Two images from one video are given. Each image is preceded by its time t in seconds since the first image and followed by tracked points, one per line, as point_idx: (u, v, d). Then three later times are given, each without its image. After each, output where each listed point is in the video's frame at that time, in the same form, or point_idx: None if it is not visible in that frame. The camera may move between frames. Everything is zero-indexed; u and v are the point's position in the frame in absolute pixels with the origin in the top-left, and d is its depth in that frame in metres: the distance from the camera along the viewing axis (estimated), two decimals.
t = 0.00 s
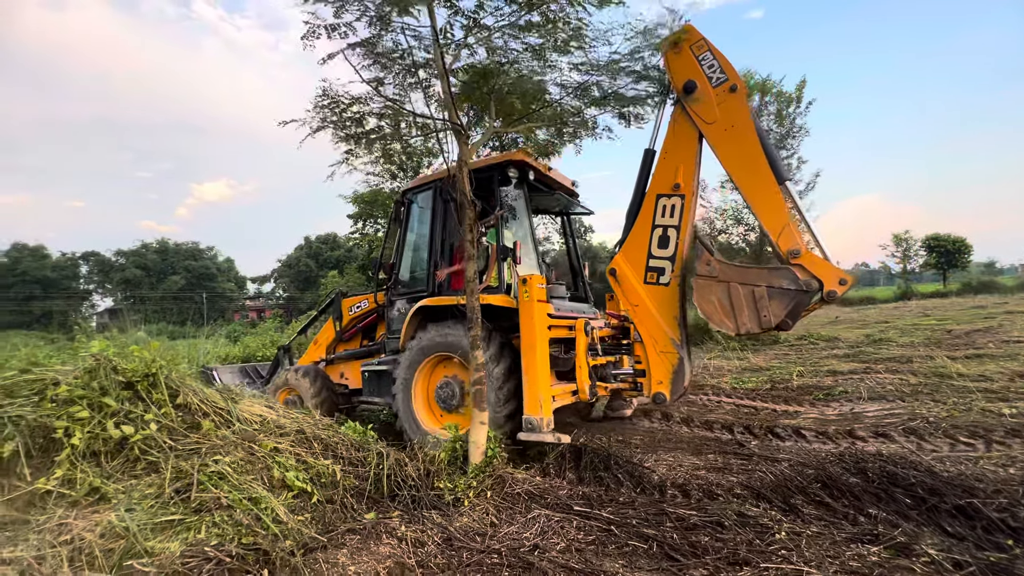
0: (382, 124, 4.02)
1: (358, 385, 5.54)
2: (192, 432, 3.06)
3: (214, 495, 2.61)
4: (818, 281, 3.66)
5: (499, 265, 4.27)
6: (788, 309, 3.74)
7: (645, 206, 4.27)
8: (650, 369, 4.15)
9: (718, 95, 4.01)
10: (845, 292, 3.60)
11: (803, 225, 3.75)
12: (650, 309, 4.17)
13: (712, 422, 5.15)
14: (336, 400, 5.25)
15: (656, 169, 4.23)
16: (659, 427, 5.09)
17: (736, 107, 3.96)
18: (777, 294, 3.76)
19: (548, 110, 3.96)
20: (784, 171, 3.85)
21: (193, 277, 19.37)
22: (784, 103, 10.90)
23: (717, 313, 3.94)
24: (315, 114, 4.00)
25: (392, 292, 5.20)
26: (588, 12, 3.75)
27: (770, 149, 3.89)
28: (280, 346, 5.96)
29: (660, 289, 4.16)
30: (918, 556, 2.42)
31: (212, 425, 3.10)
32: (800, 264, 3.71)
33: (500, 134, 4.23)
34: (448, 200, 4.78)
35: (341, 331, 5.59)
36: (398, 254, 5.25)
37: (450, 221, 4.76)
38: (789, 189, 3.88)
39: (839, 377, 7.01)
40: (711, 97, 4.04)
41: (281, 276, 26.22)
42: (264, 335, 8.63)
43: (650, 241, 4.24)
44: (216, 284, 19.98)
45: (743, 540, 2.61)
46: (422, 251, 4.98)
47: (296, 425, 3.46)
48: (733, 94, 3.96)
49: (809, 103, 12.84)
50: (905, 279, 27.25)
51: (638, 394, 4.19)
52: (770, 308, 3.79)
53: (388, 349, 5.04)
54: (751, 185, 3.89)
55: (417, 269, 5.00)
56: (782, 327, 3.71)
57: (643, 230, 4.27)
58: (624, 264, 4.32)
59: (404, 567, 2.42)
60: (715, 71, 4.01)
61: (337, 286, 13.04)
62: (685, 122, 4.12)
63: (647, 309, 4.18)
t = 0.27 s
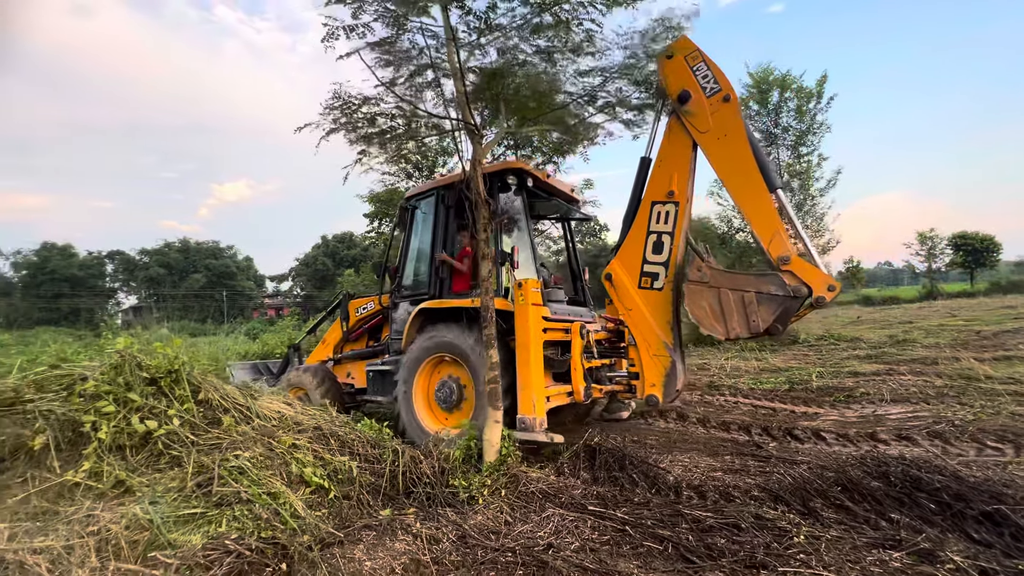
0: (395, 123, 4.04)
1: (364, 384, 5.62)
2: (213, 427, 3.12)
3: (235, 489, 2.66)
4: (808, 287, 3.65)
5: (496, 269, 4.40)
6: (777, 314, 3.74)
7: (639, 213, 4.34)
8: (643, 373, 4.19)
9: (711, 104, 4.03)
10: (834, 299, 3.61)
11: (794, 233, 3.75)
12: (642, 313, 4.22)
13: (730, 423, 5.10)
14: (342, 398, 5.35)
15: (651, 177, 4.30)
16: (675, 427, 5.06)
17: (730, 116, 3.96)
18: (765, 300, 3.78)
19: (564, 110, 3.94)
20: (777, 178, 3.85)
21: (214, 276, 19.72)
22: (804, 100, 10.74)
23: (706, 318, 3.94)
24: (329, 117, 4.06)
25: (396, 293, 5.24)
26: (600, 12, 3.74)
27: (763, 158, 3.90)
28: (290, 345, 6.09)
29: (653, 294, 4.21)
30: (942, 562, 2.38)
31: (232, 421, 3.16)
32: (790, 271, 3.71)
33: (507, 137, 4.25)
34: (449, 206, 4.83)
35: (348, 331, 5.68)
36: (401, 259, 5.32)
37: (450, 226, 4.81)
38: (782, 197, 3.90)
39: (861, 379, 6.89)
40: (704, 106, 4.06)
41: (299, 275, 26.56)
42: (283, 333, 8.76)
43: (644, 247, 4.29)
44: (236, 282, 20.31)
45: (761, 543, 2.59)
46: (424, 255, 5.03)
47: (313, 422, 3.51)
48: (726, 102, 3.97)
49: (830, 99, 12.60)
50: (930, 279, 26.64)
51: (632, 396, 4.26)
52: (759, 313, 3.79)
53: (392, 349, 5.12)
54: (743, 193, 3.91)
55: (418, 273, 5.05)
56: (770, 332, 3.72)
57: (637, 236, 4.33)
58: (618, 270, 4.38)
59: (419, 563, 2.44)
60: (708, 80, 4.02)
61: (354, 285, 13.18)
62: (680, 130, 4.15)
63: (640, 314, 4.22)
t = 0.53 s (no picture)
0: (416, 124, 4.09)
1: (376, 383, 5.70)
2: (243, 421, 3.19)
3: (264, 482, 2.73)
4: (806, 292, 3.69)
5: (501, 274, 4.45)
6: (774, 318, 3.79)
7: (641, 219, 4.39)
8: (644, 375, 4.31)
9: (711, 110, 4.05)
10: (832, 303, 3.67)
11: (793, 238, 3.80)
12: (644, 317, 4.31)
13: (754, 425, 5.03)
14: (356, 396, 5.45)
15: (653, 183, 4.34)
16: (698, 428, 5.01)
17: (730, 122, 3.99)
18: (762, 305, 3.83)
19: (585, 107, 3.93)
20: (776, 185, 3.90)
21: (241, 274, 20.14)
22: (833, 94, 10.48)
23: (705, 322, 4.03)
24: (352, 121, 4.13)
25: (408, 296, 5.31)
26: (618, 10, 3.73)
27: (763, 164, 3.94)
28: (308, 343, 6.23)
29: (654, 298, 4.27)
30: (979, 571, 2.32)
31: (261, 416, 3.23)
32: (788, 277, 3.76)
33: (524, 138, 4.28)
34: (457, 211, 4.88)
35: (361, 331, 5.76)
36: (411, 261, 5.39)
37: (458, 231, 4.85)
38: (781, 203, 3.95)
39: (893, 381, 6.71)
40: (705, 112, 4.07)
41: (323, 273, 26.97)
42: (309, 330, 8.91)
43: (645, 251, 4.35)
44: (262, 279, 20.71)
45: (787, 547, 2.55)
46: (432, 259, 5.09)
47: (339, 418, 3.57)
48: (727, 109, 3.98)
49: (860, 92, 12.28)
50: (965, 278, 25.81)
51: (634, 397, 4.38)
52: (756, 318, 3.85)
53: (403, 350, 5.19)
54: (743, 198, 3.94)
55: (427, 276, 5.11)
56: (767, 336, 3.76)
57: (639, 241, 4.39)
58: (621, 274, 4.45)
59: (442, 559, 2.48)
60: (709, 87, 4.03)
61: (378, 283, 13.33)
62: (681, 137, 4.18)
63: (641, 318, 4.32)
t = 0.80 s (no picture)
0: (440, 122, 4.12)
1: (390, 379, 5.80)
2: (274, 414, 3.27)
3: (296, 473, 2.80)
4: (808, 298, 3.63)
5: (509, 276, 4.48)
6: (776, 325, 3.72)
7: (647, 223, 4.33)
8: (648, 377, 4.22)
9: (719, 115, 3.98)
10: (835, 311, 3.58)
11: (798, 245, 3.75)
12: (648, 321, 4.23)
13: (782, 425, 4.95)
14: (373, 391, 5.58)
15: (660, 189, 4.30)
16: (725, 428, 4.95)
17: (737, 126, 3.91)
18: (765, 312, 3.75)
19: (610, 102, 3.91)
20: (782, 191, 3.84)
21: (268, 271, 20.56)
22: (866, 87, 10.20)
23: (706, 327, 3.93)
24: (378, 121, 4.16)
25: (419, 297, 5.35)
26: None
27: (770, 169, 3.87)
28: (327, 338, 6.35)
29: (659, 302, 4.20)
30: None
31: (292, 409, 3.30)
32: (791, 283, 3.71)
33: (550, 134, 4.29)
34: (465, 216, 4.93)
35: (376, 328, 5.85)
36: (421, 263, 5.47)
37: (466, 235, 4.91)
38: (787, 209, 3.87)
39: (929, 382, 6.52)
40: (712, 117, 4.01)
41: (347, 270, 27.36)
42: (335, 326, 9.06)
43: (651, 256, 4.29)
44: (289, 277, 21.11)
45: (817, 549, 2.52)
46: (442, 262, 5.16)
47: (366, 412, 3.62)
48: (734, 114, 3.92)
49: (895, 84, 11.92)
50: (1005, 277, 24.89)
51: (638, 399, 4.30)
52: (758, 324, 3.77)
53: (415, 348, 5.27)
54: (748, 204, 3.87)
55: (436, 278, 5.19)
56: (769, 343, 3.68)
57: (644, 245, 4.33)
58: (626, 278, 4.40)
59: (468, 552, 2.51)
60: (716, 93, 3.98)
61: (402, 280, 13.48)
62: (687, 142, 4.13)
63: (646, 321, 4.24)
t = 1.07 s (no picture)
0: (464, 117, 4.14)
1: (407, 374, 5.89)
2: (307, 407, 3.34)
3: (329, 464, 2.86)
4: (810, 301, 3.55)
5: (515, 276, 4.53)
6: (776, 327, 3.64)
7: (652, 225, 4.35)
8: (652, 376, 4.28)
9: (723, 116, 3.97)
10: (836, 314, 3.51)
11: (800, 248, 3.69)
12: (652, 321, 4.27)
13: (813, 425, 4.86)
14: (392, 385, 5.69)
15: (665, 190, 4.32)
16: (754, 427, 4.88)
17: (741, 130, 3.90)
18: (764, 314, 3.70)
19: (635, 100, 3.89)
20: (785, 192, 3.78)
21: (296, 268, 20.95)
22: (905, 76, 9.87)
23: (706, 329, 3.88)
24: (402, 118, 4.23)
25: (431, 297, 5.46)
26: None
27: (773, 170, 3.82)
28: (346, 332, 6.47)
29: (662, 303, 4.22)
30: None
31: (324, 402, 3.37)
32: (792, 286, 3.64)
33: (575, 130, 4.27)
34: (475, 218, 5.01)
35: (392, 325, 5.95)
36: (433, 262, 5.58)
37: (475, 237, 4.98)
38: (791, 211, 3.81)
39: (969, 383, 6.31)
40: (716, 118, 4.00)
41: (373, 267, 27.71)
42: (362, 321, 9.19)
43: (655, 257, 4.32)
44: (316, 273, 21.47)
45: (851, 551, 2.47)
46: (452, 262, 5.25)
47: (394, 406, 3.68)
48: (738, 115, 3.90)
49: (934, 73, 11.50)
50: None
51: (642, 397, 4.37)
52: (757, 326, 3.71)
53: (428, 345, 5.37)
54: (750, 207, 3.86)
55: (447, 277, 5.29)
56: (768, 345, 3.62)
57: (649, 247, 4.36)
58: (632, 279, 4.43)
59: (495, 545, 2.55)
60: (720, 94, 3.96)
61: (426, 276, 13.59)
62: (691, 144, 4.15)
63: (650, 322, 4.28)
